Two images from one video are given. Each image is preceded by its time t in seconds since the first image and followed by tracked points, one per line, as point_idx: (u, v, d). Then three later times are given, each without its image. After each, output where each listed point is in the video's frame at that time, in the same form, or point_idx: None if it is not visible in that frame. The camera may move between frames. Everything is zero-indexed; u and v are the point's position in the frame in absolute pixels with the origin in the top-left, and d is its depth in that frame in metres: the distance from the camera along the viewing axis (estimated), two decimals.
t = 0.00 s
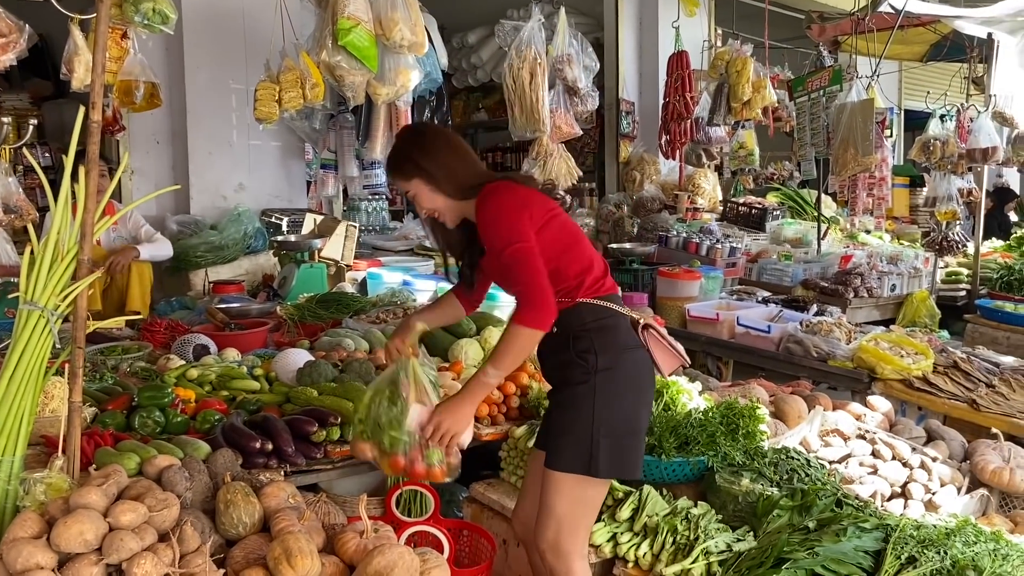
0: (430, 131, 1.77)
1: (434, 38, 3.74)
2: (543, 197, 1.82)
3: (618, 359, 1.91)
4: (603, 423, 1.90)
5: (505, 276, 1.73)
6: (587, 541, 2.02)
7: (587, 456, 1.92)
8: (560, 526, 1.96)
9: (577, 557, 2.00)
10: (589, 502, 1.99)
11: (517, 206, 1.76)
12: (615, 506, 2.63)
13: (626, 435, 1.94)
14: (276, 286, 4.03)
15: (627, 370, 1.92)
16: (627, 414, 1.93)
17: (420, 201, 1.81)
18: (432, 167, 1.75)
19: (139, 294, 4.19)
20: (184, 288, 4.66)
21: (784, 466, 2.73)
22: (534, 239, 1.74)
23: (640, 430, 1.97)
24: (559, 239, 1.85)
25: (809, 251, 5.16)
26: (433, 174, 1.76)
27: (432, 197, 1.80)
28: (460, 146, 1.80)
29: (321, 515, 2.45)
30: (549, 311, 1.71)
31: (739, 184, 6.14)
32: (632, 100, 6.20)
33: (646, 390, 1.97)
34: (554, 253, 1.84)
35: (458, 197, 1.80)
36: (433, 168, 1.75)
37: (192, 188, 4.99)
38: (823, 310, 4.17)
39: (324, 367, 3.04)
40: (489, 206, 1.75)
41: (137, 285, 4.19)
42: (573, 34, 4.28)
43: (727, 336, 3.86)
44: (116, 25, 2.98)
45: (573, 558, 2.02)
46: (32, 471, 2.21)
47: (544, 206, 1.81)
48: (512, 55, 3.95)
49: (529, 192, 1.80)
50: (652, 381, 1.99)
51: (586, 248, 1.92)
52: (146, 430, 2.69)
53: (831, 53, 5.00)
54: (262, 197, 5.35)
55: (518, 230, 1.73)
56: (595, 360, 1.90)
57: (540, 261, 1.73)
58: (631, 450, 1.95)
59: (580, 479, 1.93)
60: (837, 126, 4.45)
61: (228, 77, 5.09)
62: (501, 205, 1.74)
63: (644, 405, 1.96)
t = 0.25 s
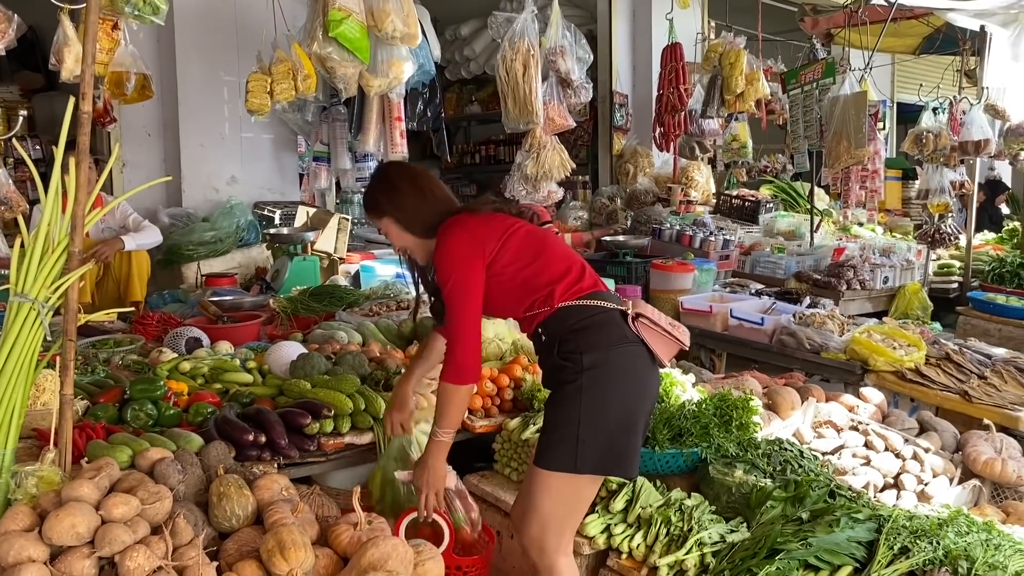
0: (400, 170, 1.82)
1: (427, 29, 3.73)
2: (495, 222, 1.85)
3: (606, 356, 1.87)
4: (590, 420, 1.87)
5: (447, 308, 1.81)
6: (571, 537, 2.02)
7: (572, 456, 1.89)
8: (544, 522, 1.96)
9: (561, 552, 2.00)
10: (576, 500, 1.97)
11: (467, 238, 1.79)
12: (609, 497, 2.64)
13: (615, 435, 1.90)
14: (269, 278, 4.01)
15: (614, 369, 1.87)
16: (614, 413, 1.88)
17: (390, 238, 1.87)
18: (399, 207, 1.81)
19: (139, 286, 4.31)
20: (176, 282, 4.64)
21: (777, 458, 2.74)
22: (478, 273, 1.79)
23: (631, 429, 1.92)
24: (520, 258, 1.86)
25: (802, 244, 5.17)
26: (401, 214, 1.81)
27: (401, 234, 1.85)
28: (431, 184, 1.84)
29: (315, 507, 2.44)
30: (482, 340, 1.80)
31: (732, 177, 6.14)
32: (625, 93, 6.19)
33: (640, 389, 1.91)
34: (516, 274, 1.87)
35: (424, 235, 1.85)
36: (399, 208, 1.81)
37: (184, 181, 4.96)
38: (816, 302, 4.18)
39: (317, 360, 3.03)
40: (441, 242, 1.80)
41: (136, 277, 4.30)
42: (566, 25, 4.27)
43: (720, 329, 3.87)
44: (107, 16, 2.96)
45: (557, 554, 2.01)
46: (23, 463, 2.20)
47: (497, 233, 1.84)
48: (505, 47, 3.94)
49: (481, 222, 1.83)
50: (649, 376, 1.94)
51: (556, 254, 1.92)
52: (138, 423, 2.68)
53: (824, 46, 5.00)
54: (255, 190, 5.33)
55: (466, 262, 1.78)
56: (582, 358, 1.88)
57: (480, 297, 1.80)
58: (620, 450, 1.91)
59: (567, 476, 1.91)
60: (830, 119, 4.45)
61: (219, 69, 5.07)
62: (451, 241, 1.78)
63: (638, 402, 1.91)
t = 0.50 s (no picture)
0: (389, 193, 1.85)
1: (422, 23, 3.72)
2: (478, 235, 1.88)
3: (597, 355, 1.86)
4: (579, 420, 1.85)
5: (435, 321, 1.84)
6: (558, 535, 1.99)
7: (562, 455, 1.87)
8: (531, 520, 1.93)
9: (548, 550, 1.97)
10: (566, 499, 1.94)
11: (450, 252, 1.82)
12: (604, 492, 2.63)
13: (606, 434, 1.88)
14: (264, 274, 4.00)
15: (605, 367, 1.86)
16: (606, 412, 1.86)
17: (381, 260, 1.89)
18: (388, 231, 1.84)
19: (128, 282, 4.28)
20: (170, 277, 4.62)
21: (772, 452, 2.75)
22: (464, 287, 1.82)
23: (623, 429, 1.90)
24: (504, 270, 1.88)
25: (797, 238, 5.18)
26: (390, 237, 1.84)
27: (391, 256, 1.87)
28: (420, 205, 1.87)
29: (310, 502, 2.43)
30: (468, 351, 1.82)
31: (728, 171, 6.15)
32: (620, 87, 6.18)
33: (632, 389, 1.89)
34: (503, 287, 1.88)
35: (413, 257, 1.87)
36: (389, 231, 1.83)
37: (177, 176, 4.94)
38: (811, 297, 4.19)
39: (311, 354, 3.02)
40: (426, 258, 1.82)
41: (125, 272, 4.28)
42: (561, 19, 4.26)
43: (715, 323, 3.88)
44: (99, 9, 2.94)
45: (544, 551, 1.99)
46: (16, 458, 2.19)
47: (483, 249, 1.87)
48: (499, 41, 3.93)
49: (466, 237, 1.86)
50: (642, 376, 1.91)
51: (541, 261, 1.93)
52: (132, 419, 2.66)
53: (819, 40, 5.01)
54: (249, 184, 5.32)
55: (451, 274, 1.80)
56: (573, 358, 1.86)
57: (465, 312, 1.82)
58: (611, 450, 1.89)
59: (556, 475, 1.89)
60: (824, 113, 4.45)
61: (213, 63, 5.05)
62: (434, 254, 1.81)
63: (630, 402, 1.89)
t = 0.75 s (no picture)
0: (379, 199, 1.86)
1: (416, 18, 3.70)
2: (469, 235, 1.89)
3: (589, 351, 1.84)
4: (571, 416, 1.84)
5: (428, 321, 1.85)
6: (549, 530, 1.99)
7: (554, 451, 1.86)
8: (522, 516, 1.93)
9: (539, 545, 1.97)
10: (558, 495, 1.94)
11: (441, 252, 1.83)
12: (598, 487, 2.63)
13: (597, 430, 1.86)
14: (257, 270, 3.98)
15: (596, 363, 1.84)
16: (597, 408, 1.85)
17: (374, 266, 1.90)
18: (379, 236, 1.85)
19: (118, 277, 4.27)
20: (163, 273, 4.60)
21: (766, 447, 2.75)
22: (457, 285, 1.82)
23: (615, 424, 1.88)
24: (496, 267, 1.89)
25: (792, 233, 5.18)
26: (382, 242, 1.85)
27: (383, 261, 1.88)
28: (410, 210, 1.88)
29: (304, 499, 2.43)
30: (462, 351, 1.82)
31: (722, 167, 6.15)
32: (615, 82, 6.17)
33: (624, 383, 1.87)
34: (494, 283, 1.88)
35: (405, 261, 1.88)
36: (380, 235, 1.84)
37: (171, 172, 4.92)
38: (805, 292, 4.19)
39: (305, 351, 3.01)
40: (417, 259, 1.83)
41: (116, 267, 4.27)
42: (556, 14, 4.24)
43: (710, 319, 3.88)
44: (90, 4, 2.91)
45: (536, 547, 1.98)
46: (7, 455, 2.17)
47: (473, 246, 1.87)
48: (494, 36, 3.92)
49: (456, 238, 1.87)
50: (635, 371, 1.89)
51: (532, 259, 1.93)
52: (125, 415, 2.65)
53: (814, 36, 5.01)
54: (243, 180, 5.30)
55: (442, 273, 1.81)
56: (565, 354, 1.85)
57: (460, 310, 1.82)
58: (603, 444, 1.87)
59: (548, 472, 1.89)
60: (819, 109, 4.45)
61: (206, 59, 5.02)
62: (427, 254, 1.82)
63: (623, 398, 1.87)
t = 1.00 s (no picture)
0: (387, 187, 1.83)
1: (411, 16, 3.69)
2: (475, 231, 1.88)
3: (589, 352, 1.84)
4: (569, 417, 1.84)
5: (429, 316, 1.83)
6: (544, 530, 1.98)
7: (552, 452, 1.86)
8: (517, 515, 1.92)
9: (534, 544, 1.97)
10: (553, 495, 1.93)
11: (447, 247, 1.82)
12: (593, 485, 2.63)
13: (596, 431, 1.86)
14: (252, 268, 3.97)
15: (597, 365, 1.84)
16: (597, 409, 1.84)
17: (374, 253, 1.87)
18: (383, 224, 1.82)
19: (111, 275, 4.28)
20: (158, 272, 4.59)
21: (760, 444, 2.75)
22: (461, 281, 1.81)
23: (614, 426, 1.88)
24: (501, 265, 1.88)
25: (786, 231, 5.19)
26: (387, 231, 1.82)
27: (385, 249, 1.86)
28: (417, 201, 1.86)
29: (298, 497, 2.42)
30: (460, 348, 1.81)
31: (717, 165, 6.16)
32: (610, 80, 6.17)
33: (624, 385, 1.87)
34: (497, 282, 1.88)
35: (407, 252, 1.86)
36: (385, 224, 1.82)
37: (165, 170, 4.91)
38: (800, 290, 4.20)
39: (300, 349, 3.01)
40: (422, 253, 1.82)
41: (110, 264, 4.28)
42: (551, 12, 4.24)
43: (705, 316, 3.89)
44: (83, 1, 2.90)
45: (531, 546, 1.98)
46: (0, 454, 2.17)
47: (479, 243, 1.86)
48: (489, 34, 3.91)
49: (463, 234, 1.85)
50: (635, 373, 1.90)
51: (536, 259, 1.93)
52: (119, 414, 2.65)
53: (809, 34, 5.01)
54: (237, 178, 5.29)
55: (447, 269, 1.80)
56: (565, 355, 1.85)
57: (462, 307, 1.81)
58: (601, 445, 1.87)
59: (545, 472, 1.88)
60: (814, 107, 4.45)
61: (200, 56, 5.01)
62: (432, 249, 1.80)
63: (622, 400, 1.87)
